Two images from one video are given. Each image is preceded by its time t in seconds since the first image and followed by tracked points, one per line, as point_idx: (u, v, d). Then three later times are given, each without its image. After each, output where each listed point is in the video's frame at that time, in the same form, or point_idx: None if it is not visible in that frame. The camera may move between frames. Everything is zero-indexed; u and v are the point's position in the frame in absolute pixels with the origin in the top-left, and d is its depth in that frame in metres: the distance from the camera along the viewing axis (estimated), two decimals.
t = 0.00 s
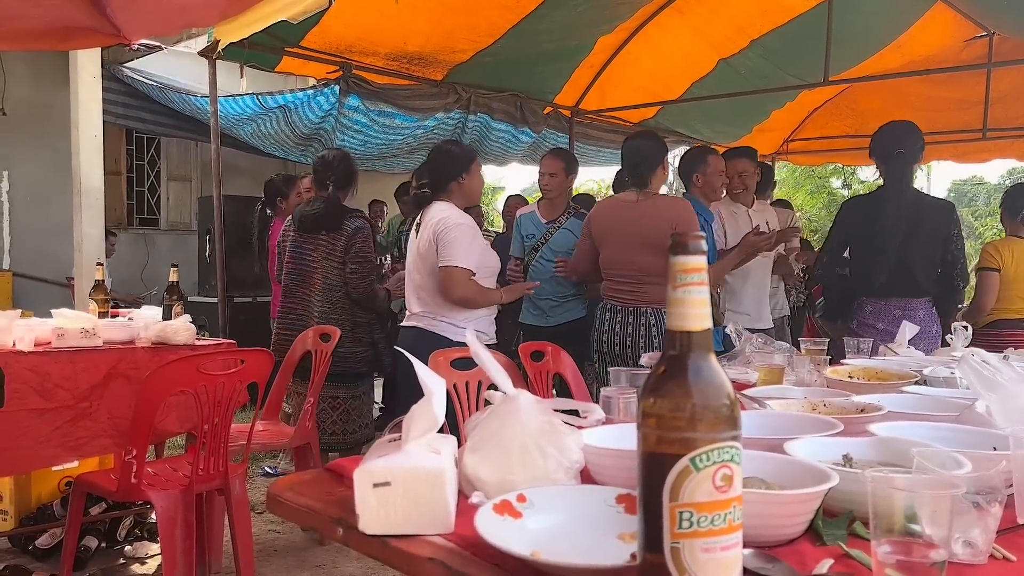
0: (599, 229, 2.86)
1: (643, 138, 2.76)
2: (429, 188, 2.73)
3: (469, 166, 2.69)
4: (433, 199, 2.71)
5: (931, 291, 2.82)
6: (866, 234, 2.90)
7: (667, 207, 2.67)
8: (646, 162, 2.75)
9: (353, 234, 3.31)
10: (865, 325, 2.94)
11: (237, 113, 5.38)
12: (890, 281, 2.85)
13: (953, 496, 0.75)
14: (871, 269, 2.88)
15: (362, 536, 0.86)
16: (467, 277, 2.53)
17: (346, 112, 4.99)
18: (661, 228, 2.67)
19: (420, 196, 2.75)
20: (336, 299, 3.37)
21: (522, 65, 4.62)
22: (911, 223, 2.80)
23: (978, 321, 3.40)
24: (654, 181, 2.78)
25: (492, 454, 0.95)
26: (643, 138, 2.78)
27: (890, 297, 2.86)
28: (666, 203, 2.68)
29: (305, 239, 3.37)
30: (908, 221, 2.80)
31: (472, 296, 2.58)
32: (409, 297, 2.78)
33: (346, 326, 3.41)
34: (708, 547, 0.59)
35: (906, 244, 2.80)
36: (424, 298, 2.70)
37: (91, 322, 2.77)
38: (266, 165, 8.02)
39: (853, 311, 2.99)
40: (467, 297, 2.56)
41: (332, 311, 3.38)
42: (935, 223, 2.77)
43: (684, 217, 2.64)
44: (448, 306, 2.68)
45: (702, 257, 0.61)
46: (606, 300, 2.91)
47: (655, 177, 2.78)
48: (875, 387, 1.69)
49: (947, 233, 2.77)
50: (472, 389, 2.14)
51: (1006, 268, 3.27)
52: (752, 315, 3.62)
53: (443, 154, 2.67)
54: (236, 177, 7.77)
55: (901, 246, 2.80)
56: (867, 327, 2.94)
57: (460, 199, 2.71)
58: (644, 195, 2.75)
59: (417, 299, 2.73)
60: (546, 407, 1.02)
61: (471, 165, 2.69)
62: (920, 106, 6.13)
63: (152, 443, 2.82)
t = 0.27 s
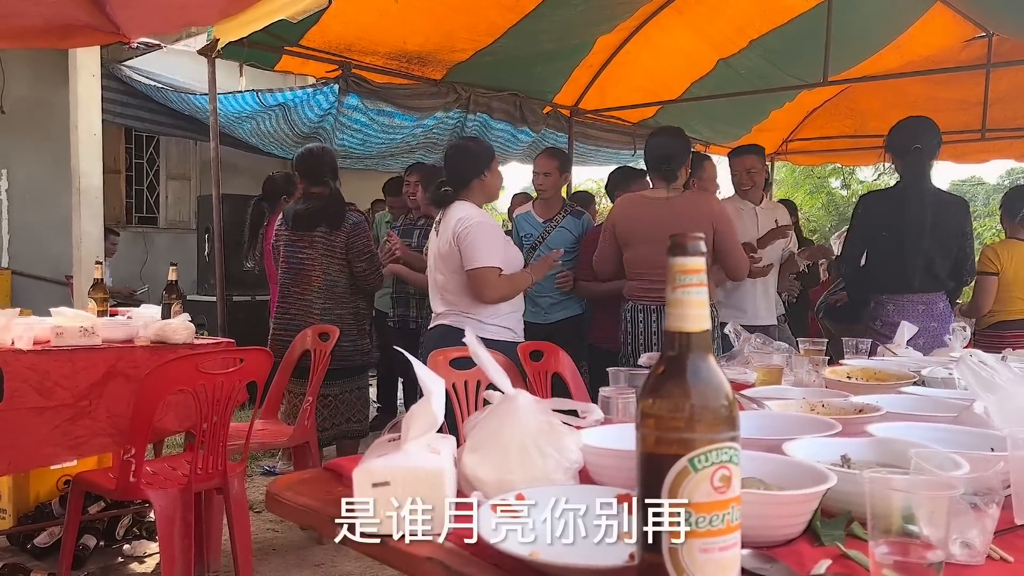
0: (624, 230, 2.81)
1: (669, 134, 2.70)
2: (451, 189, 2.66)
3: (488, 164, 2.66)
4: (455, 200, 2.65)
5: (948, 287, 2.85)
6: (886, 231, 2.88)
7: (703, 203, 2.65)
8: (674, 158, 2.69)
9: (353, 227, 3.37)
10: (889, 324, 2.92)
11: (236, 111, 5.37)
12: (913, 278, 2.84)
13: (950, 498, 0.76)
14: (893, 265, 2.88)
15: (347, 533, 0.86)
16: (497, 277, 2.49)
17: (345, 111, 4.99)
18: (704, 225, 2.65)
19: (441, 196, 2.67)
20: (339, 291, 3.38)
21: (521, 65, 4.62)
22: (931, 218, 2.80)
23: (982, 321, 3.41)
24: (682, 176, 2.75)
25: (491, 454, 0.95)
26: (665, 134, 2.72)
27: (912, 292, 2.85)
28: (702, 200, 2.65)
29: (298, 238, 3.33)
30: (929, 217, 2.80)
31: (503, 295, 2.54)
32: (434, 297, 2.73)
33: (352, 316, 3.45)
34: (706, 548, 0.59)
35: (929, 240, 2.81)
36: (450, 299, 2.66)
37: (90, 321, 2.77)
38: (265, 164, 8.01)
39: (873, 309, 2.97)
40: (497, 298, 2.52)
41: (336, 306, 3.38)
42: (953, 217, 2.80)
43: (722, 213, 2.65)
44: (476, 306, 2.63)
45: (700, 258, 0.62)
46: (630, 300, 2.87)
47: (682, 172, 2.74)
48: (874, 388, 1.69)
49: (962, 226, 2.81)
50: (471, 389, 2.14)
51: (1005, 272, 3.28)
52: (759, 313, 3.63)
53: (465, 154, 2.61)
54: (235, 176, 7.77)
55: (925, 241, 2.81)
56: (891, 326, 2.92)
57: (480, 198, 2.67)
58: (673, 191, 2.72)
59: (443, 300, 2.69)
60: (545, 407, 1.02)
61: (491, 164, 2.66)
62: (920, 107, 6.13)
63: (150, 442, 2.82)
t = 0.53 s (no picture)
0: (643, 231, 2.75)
1: (685, 137, 2.69)
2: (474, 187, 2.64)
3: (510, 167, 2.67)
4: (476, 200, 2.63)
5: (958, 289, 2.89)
6: (902, 236, 2.85)
7: (718, 206, 2.68)
8: (691, 163, 2.71)
9: (353, 224, 3.37)
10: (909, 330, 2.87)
11: (234, 110, 5.36)
12: (932, 281, 2.82)
13: (944, 499, 0.76)
14: (914, 270, 2.84)
15: (347, 533, 0.86)
16: (519, 276, 2.49)
17: (343, 110, 4.99)
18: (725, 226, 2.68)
19: (462, 195, 2.64)
20: (343, 292, 3.39)
21: (520, 65, 4.63)
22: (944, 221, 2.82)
23: (980, 322, 3.41)
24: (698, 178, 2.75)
25: (488, 455, 0.95)
26: (681, 136, 2.71)
27: (934, 296, 2.83)
28: (721, 203, 2.68)
29: (298, 240, 3.31)
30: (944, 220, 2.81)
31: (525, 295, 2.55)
32: (451, 298, 2.71)
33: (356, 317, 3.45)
34: (702, 549, 0.59)
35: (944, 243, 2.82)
36: (471, 300, 2.64)
37: (86, 321, 2.76)
38: (262, 164, 8.01)
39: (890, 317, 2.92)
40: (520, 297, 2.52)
41: (339, 305, 3.38)
42: (961, 220, 2.84)
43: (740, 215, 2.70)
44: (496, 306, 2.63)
45: (697, 260, 0.62)
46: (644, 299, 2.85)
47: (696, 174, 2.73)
48: (870, 389, 1.69)
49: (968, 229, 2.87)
50: (468, 389, 2.14)
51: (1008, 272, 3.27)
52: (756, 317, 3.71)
53: (490, 155, 2.62)
54: (232, 176, 7.76)
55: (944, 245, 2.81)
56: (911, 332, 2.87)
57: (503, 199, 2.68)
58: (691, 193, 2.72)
59: (461, 301, 2.66)
60: (541, 409, 1.02)
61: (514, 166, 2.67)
62: (917, 108, 6.14)
63: (147, 442, 2.82)
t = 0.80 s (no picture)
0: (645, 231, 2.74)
1: (690, 136, 2.66)
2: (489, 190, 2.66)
3: (520, 170, 2.69)
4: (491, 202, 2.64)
5: (962, 287, 2.87)
6: (905, 234, 2.85)
7: (720, 208, 2.70)
8: (696, 162, 2.68)
9: (348, 227, 3.30)
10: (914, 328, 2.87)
11: (231, 110, 5.35)
12: (936, 279, 2.81)
13: (942, 500, 0.76)
14: (915, 268, 2.84)
15: (346, 534, 0.86)
16: (545, 280, 2.53)
17: (340, 111, 4.99)
18: (729, 228, 2.70)
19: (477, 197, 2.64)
20: (336, 294, 3.35)
21: (518, 66, 4.63)
22: (947, 219, 2.82)
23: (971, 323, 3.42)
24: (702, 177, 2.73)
25: (485, 455, 0.95)
26: (685, 135, 2.67)
27: (935, 295, 2.83)
28: (724, 204, 2.71)
29: (300, 238, 3.33)
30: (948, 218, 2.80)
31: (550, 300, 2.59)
32: (465, 301, 2.69)
33: (344, 321, 3.39)
34: (700, 549, 0.59)
35: (947, 240, 2.82)
36: (491, 302, 2.63)
37: (82, 322, 2.75)
38: (259, 164, 8.00)
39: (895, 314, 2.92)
40: (547, 299, 2.56)
41: (333, 308, 3.35)
42: (966, 218, 2.84)
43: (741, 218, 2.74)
44: (516, 308, 2.64)
45: (694, 260, 0.62)
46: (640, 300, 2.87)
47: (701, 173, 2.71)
48: (867, 390, 1.69)
49: (973, 228, 2.86)
50: (466, 391, 2.14)
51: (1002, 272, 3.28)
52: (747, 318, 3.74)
53: (506, 157, 2.66)
54: (229, 176, 7.75)
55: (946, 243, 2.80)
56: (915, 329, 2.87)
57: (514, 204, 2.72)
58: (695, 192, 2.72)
59: (478, 303, 2.65)
60: (538, 409, 1.02)
61: (525, 168, 2.72)
62: (913, 109, 6.16)
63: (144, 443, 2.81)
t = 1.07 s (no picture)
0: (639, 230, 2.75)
1: (689, 135, 2.67)
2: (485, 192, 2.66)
3: (519, 171, 2.72)
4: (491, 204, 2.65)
5: (971, 290, 2.85)
6: (909, 235, 2.85)
7: (718, 208, 2.71)
8: (694, 161, 2.70)
9: (346, 227, 3.30)
10: (919, 330, 2.88)
11: (228, 111, 5.35)
12: (940, 281, 2.82)
13: (938, 502, 0.76)
14: (920, 270, 2.84)
15: (344, 536, 0.86)
16: (558, 281, 2.58)
17: (337, 113, 4.99)
18: (727, 228, 2.72)
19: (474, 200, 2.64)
20: (339, 294, 3.36)
21: (515, 68, 4.63)
22: (954, 220, 2.81)
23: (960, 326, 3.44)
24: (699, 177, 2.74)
25: (482, 457, 0.95)
26: (683, 134, 2.69)
27: (939, 297, 2.84)
28: (720, 205, 2.72)
29: (298, 240, 3.31)
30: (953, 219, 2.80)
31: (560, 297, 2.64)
32: (475, 304, 2.69)
33: (350, 320, 3.40)
34: (695, 552, 0.59)
35: (954, 242, 2.81)
36: (503, 307, 2.64)
37: (78, 323, 2.74)
38: (256, 166, 7.99)
39: (901, 316, 2.94)
40: (560, 296, 2.61)
41: (334, 308, 3.36)
42: (974, 219, 2.82)
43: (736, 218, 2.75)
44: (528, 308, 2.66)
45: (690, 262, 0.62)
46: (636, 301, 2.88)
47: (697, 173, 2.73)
48: (863, 392, 1.69)
49: (982, 228, 2.84)
50: (462, 394, 2.13)
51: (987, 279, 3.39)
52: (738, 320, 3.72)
53: (503, 159, 2.69)
54: (226, 178, 7.75)
55: (950, 244, 2.80)
56: (921, 332, 2.88)
57: (513, 205, 2.73)
58: (694, 191, 2.73)
59: (489, 308, 2.65)
60: (535, 412, 1.02)
61: (525, 170, 2.74)
62: (909, 112, 6.18)
63: (139, 445, 2.80)
